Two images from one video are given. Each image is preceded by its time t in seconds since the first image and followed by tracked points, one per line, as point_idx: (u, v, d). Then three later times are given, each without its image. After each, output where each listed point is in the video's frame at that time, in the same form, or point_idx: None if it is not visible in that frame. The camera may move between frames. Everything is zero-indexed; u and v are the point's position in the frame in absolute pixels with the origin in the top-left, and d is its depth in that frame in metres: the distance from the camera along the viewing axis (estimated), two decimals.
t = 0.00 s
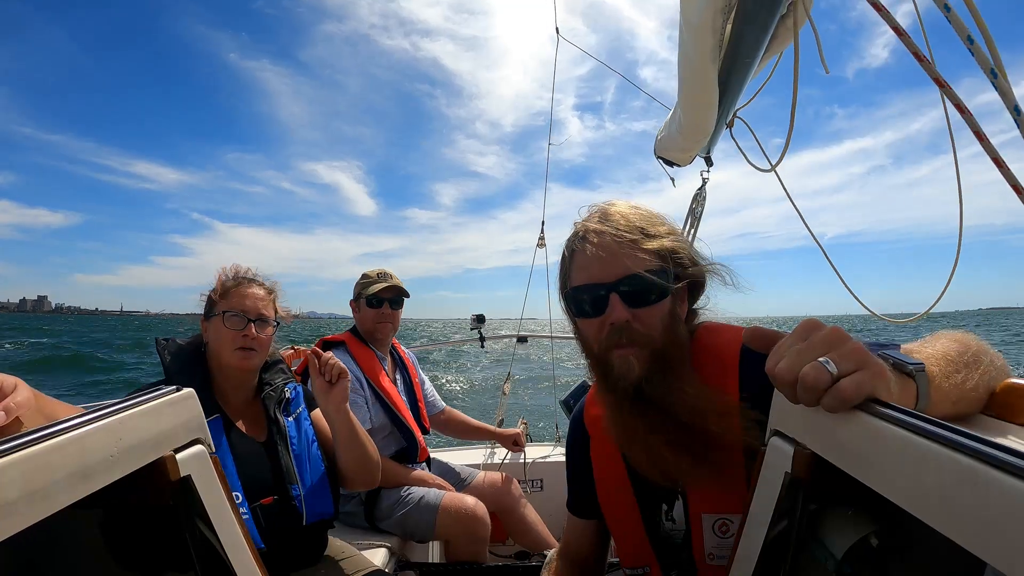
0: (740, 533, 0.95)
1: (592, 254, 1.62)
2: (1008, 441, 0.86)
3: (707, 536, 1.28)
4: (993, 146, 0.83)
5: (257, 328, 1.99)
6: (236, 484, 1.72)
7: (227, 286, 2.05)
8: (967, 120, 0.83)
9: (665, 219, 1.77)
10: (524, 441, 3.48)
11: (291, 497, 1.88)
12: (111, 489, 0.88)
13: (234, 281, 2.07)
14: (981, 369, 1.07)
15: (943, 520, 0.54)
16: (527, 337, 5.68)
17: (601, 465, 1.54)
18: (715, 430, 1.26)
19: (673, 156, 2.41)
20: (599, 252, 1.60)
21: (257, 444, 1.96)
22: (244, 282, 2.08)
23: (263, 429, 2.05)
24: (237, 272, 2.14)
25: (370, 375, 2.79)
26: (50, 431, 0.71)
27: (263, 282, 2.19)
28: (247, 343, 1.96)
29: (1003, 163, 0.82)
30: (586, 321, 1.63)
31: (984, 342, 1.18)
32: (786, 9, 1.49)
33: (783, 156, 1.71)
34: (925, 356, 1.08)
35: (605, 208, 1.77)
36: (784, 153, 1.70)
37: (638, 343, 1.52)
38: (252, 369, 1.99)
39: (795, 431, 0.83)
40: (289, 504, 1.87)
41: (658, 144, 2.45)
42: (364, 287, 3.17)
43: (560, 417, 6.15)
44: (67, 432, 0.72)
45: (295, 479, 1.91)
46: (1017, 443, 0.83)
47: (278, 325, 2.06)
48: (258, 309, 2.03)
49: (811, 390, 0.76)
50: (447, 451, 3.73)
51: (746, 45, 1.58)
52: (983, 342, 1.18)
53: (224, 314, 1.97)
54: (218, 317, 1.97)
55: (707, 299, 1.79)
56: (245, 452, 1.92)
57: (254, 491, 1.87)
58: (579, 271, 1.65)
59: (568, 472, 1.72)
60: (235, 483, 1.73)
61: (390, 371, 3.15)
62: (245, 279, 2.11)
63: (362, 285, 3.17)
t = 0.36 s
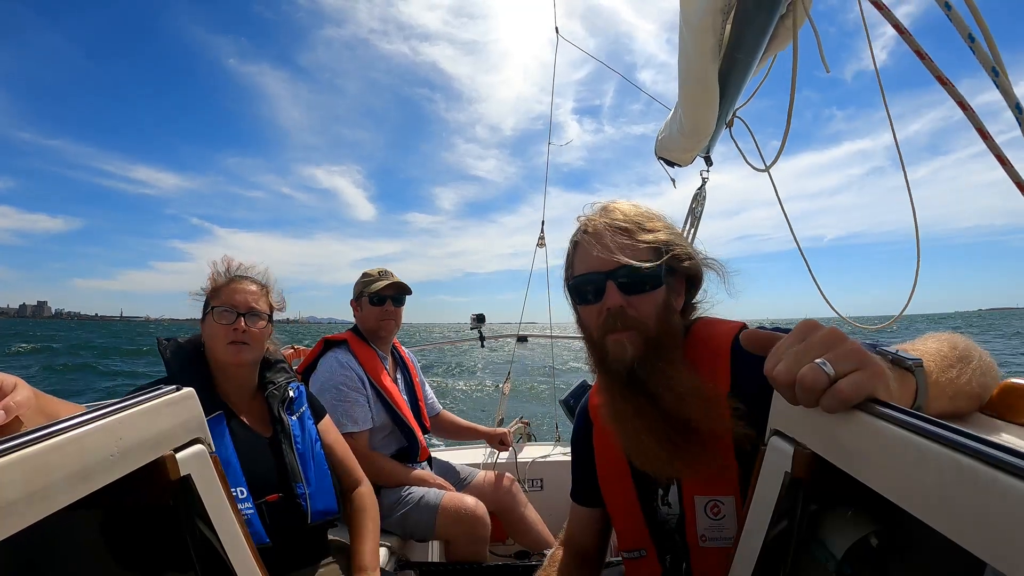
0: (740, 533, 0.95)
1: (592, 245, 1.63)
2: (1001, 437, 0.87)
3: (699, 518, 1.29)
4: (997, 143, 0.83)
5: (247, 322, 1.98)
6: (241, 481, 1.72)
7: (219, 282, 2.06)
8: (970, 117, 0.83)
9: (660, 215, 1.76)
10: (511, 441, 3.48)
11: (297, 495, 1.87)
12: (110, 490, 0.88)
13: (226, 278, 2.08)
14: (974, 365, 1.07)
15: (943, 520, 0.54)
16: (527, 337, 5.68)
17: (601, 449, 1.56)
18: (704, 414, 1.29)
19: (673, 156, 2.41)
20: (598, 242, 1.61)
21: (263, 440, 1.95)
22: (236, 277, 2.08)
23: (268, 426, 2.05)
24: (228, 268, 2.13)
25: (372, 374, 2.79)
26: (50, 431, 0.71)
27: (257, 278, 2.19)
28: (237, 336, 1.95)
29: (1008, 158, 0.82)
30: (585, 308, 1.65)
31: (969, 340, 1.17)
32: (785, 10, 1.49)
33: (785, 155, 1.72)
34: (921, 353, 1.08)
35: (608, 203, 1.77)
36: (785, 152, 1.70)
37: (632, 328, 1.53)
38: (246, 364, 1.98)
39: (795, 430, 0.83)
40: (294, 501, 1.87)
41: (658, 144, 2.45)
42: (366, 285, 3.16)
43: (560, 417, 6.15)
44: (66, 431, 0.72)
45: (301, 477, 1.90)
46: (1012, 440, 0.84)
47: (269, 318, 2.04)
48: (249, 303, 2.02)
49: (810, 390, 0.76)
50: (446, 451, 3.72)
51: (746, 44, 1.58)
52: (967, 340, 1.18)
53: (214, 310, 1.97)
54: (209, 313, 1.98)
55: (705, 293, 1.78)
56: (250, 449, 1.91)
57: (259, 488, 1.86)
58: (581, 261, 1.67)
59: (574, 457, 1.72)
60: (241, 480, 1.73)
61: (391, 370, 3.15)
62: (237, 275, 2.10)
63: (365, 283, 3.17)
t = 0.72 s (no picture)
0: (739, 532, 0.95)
1: (597, 244, 1.62)
2: (1003, 438, 0.87)
3: (703, 516, 1.29)
4: (1001, 138, 0.82)
5: (235, 320, 1.96)
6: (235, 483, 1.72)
7: (209, 282, 2.05)
8: (973, 113, 0.83)
9: (665, 215, 1.76)
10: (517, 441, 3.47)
11: (290, 498, 1.88)
12: (111, 490, 0.87)
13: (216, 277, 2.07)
14: (976, 366, 1.07)
15: (943, 519, 0.54)
16: (527, 337, 5.67)
17: (604, 448, 1.56)
18: (716, 406, 1.30)
19: (673, 155, 2.41)
20: (606, 240, 1.61)
21: (258, 443, 1.96)
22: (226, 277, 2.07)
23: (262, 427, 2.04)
24: (218, 268, 2.13)
25: (372, 374, 2.79)
26: (49, 431, 0.71)
27: (249, 277, 2.18)
28: (225, 336, 1.94)
29: (1013, 154, 0.82)
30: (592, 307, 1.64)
31: (972, 341, 1.17)
32: (784, 9, 1.49)
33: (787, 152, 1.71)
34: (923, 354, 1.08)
35: (610, 202, 1.76)
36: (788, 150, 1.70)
37: (640, 327, 1.54)
38: (235, 363, 1.96)
39: (795, 430, 0.83)
40: (287, 506, 1.87)
41: (658, 143, 2.45)
42: (364, 284, 3.16)
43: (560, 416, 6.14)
44: (66, 431, 0.72)
45: (294, 481, 1.90)
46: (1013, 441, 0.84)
47: (257, 316, 2.01)
48: (237, 302, 2.00)
49: (809, 391, 0.76)
50: (446, 450, 3.72)
51: (746, 43, 1.58)
52: (972, 341, 1.17)
53: (203, 309, 1.96)
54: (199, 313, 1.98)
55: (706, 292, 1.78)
56: (243, 453, 1.92)
57: (254, 492, 1.88)
58: (588, 258, 1.65)
59: (574, 458, 1.73)
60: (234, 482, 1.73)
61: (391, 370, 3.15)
62: (227, 274, 2.10)
63: (363, 282, 3.16)
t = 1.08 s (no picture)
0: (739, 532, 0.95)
1: (620, 241, 1.60)
2: (1001, 438, 0.87)
3: (702, 515, 1.29)
4: (995, 142, 0.82)
5: (237, 321, 1.96)
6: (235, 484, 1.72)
7: (211, 282, 2.05)
8: (968, 116, 0.82)
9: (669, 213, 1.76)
10: (518, 442, 3.50)
11: (292, 498, 1.88)
12: (111, 490, 0.87)
13: (218, 278, 2.07)
14: (974, 366, 1.07)
15: (943, 519, 0.54)
16: (527, 337, 5.66)
17: (604, 446, 1.56)
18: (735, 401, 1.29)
19: (673, 156, 2.40)
20: (632, 238, 1.59)
21: (259, 444, 1.95)
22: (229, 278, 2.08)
23: (262, 428, 2.04)
24: (221, 267, 2.13)
25: (375, 376, 2.78)
26: (48, 431, 0.71)
27: (250, 278, 2.18)
28: (228, 337, 1.94)
29: (1006, 158, 0.81)
30: (614, 306, 1.59)
31: (971, 341, 1.17)
32: (783, 9, 1.49)
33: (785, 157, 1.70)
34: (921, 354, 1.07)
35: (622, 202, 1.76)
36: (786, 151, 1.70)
37: (667, 323, 1.55)
38: (237, 364, 1.97)
39: (795, 430, 0.83)
40: (289, 505, 1.87)
41: (657, 143, 2.45)
42: (366, 283, 3.14)
43: (560, 417, 6.13)
44: (65, 431, 0.72)
45: (296, 481, 1.91)
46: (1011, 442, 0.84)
47: (261, 319, 2.02)
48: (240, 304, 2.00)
49: (810, 390, 0.76)
50: (447, 450, 3.72)
51: (745, 44, 1.58)
52: (971, 340, 1.17)
53: (205, 310, 1.96)
54: (201, 314, 1.97)
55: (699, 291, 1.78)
56: (243, 453, 1.91)
57: (255, 492, 1.87)
58: (610, 256, 1.61)
59: (574, 457, 1.73)
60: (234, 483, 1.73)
61: (392, 368, 3.16)
62: (230, 275, 2.10)
63: (363, 281, 3.16)
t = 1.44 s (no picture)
0: (740, 532, 0.95)
1: (629, 238, 1.60)
2: (1001, 439, 0.87)
3: (703, 514, 1.29)
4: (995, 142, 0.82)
5: (244, 322, 1.96)
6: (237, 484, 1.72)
7: (218, 282, 2.06)
8: (968, 115, 0.82)
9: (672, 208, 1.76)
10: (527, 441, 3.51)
11: (294, 498, 1.88)
12: (111, 490, 0.87)
13: (226, 278, 2.07)
14: (976, 367, 1.07)
15: (942, 519, 0.54)
16: (527, 337, 5.66)
17: (605, 445, 1.56)
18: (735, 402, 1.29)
19: (671, 156, 2.41)
20: (640, 235, 1.59)
21: (261, 443, 1.95)
22: (237, 278, 2.08)
23: (265, 428, 2.03)
24: (229, 268, 2.14)
25: (378, 375, 2.79)
26: (48, 431, 0.71)
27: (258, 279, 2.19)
28: (234, 337, 1.94)
29: (1006, 157, 0.81)
30: (621, 302, 1.59)
31: (971, 341, 1.17)
32: (782, 9, 1.49)
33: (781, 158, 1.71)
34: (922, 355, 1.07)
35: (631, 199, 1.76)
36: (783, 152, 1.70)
37: (673, 322, 1.55)
38: (241, 365, 1.96)
39: (795, 431, 0.82)
40: (292, 506, 1.87)
41: (656, 143, 2.45)
42: (375, 282, 3.14)
43: (560, 417, 6.13)
44: (64, 431, 0.72)
45: (298, 481, 1.92)
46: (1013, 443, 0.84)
47: (267, 320, 2.02)
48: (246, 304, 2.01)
49: (810, 391, 0.76)
50: (447, 450, 3.72)
51: (743, 44, 1.58)
52: (971, 340, 1.18)
53: (212, 308, 1.97)
54: (207, 313, 1.97)
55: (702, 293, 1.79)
56: (246, 452, 1.90)
57: (257, 492, 1.87)
58: (617, 252, 1.61)
59: (574, 455, 1.74)
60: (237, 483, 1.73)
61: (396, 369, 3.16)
62: (237, 275, 2.10)
63: (375, 279, 3.15)
